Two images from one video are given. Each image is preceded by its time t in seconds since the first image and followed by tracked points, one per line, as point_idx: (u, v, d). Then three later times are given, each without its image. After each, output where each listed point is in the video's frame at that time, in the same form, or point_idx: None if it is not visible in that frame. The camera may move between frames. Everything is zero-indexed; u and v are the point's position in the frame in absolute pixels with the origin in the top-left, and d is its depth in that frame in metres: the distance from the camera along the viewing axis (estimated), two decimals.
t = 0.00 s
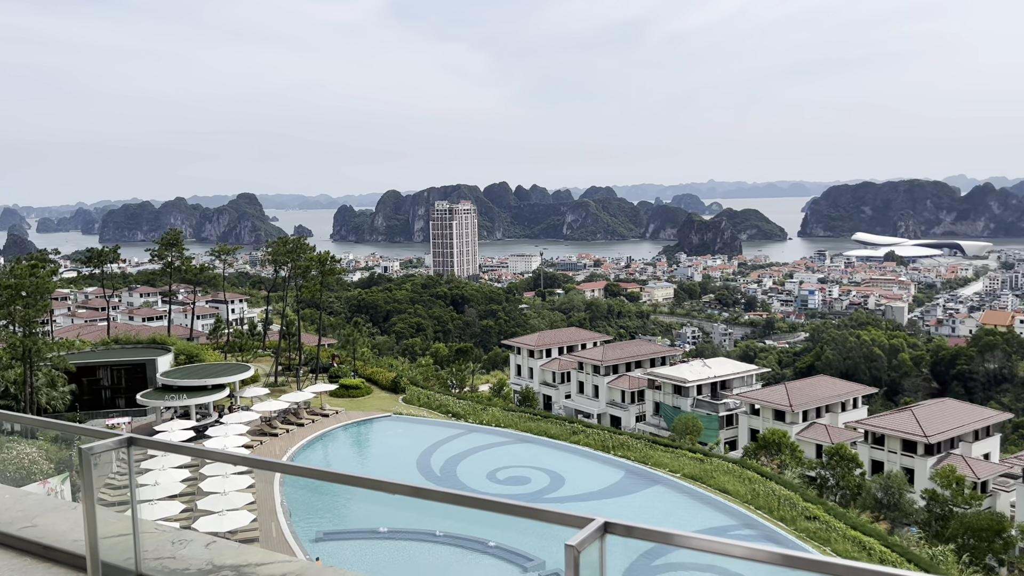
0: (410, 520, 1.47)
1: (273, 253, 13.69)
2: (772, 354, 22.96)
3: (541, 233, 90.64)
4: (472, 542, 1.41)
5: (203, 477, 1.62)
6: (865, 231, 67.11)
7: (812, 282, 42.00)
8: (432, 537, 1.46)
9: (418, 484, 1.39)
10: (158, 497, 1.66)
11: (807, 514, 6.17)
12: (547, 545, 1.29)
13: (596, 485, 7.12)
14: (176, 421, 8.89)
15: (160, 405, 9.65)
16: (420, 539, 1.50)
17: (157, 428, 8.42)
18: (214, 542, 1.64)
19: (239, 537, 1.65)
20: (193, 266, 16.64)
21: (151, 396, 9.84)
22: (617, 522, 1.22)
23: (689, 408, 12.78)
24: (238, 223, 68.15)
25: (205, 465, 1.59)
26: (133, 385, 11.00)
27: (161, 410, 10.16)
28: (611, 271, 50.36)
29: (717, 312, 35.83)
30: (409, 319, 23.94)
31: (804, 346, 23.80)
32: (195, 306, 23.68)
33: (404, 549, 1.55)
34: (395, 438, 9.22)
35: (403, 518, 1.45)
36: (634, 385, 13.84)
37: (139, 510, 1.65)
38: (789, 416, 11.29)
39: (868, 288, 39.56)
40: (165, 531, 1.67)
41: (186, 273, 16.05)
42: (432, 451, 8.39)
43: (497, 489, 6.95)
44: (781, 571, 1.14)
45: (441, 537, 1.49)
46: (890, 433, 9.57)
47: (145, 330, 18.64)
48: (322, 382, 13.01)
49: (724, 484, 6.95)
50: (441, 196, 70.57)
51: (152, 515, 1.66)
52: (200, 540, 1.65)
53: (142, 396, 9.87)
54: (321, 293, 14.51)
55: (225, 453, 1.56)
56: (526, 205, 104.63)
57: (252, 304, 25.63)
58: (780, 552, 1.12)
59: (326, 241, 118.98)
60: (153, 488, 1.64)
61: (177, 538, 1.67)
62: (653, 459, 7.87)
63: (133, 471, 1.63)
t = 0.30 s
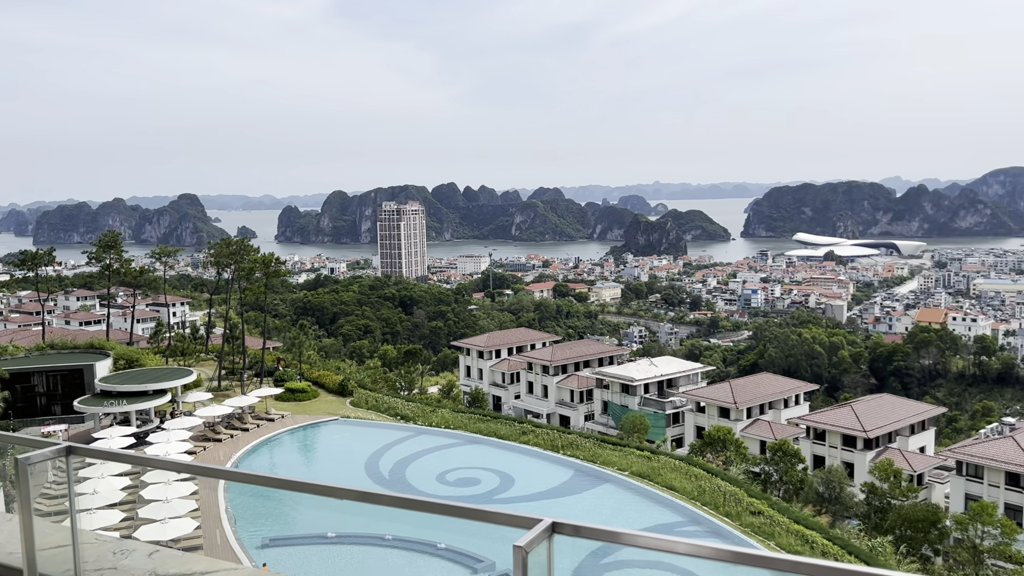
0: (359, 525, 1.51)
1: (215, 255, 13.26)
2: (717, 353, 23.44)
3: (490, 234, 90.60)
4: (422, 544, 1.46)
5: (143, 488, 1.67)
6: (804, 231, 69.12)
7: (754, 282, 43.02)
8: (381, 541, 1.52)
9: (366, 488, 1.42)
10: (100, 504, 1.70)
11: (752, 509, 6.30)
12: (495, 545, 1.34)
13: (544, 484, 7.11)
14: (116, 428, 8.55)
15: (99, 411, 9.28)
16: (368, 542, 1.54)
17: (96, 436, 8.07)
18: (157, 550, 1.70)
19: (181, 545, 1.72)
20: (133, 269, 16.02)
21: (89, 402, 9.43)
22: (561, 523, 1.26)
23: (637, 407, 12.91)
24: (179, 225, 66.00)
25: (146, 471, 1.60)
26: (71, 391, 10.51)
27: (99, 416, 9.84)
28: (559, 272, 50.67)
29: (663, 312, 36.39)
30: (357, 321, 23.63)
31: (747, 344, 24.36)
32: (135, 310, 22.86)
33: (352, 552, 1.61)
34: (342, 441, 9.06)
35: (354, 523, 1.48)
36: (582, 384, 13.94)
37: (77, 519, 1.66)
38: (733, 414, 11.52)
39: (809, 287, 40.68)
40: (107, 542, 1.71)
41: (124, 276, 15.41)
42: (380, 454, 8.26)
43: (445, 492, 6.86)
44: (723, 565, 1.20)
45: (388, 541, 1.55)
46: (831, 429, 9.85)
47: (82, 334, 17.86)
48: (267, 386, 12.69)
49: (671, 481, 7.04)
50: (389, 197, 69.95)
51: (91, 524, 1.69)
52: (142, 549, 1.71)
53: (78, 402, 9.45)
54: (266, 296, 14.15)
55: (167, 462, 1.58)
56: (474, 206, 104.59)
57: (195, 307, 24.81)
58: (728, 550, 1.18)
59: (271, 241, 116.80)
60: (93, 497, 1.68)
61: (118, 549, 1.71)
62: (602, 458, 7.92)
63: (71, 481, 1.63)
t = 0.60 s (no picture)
0: (306, 531, 1.61)
1: (155, 258, 12.75)
2: (663, 353, 23.81)
3: (438, 236, 90.19)
4: (370, 551, 1.53)
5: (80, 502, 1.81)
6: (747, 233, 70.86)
7: (699, 283, 43.86)
8: (330, 547, 1.60)
9: (314, 495, 1.51)
10: (33, 518, 1.81)
11: (698, 507, 6.38)
12: (444, 546, 1.40)
13: (494, 487, 7.06)
14: (51, 437, 8.17)
15: (34, 420, 8.85)
16: (314, 549, 1.65)
17: (30, 446, 7.70)
18: (96, 564, 1.77)
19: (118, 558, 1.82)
20: (68, 273, 15.30)
21: (23, 411, 8.98)
22: (509, 526, 1.33)
23: (586, 407, 12.99)
24: (116, 228, 63.57)
25: (84, 479, 1.68)
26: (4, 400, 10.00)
27: (34, 425, 9.40)
28: (508, 274, 50.70)
29: (611, 313, 36.80)
30: (302, 325, 23.20)
31: (693, 344, 24.81)
32: (71, 315, 21.93)
33: (297, 558, 1.71)
34: (289, 447, 8.84)
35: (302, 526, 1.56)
36: (532, 386, 13.97)
37: (13, 532, 1.79)
38: (680, 413, 11.69)
39: (753, 287, 41.69)
40: (45, 555, 1.81)
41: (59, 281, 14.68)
42: (328, 459, 8.10)
43: (394, 497, 6.76)
44: (668, 562, 1.26)
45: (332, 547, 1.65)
46: (774, 426, 10.09)
47: (13, 341, 16.99)
48: (211, 392, 12.32)
49: (619, 481, 7.09)
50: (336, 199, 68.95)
51: (27, 537, 1.81)
52: (82, 563, 1.78)
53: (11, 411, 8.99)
54: (210, 300, 13.70)
55: (108, 472, 1.66)
56: (422, 208, 103.96)
57: (135, 311, 23.88)
58: (674, 547, 1.24)
59: (213, 245, 113.86)
60: (30, 508, 1.79)
61: (56, 562, 1.81)
62: (550, 459, 7.93)
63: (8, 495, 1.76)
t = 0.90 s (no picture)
0: (250, 539, 1.61)
1: (94, 263, 12.36)
2: (612, 354, 24.08)
3: (386, 240, 89.35)
4: (322, 558, 1.54)
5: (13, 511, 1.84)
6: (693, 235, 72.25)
7: (647, 285, 44.54)
8: (277, 556, 1.61)
9: (259, 500, 1.51)
10: None
11: (647, 507, 6.43)
12: (399, 552, 1.41)
13: (443, 492, 6.95)
14: None
15: None
16: (263, 556, 1.65)
17: None
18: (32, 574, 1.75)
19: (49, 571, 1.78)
20: None
21: None
22: (457, 528, 1.34)
23: (536, 409, 13.02)
24: (51, 233, 60.94)
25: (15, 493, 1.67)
26: None
27: None
28: (457, 278, 50.54)
29: (561, 315, 37.00)
30: (248, 331, 22.68)
31: (641, 346, 25.14)
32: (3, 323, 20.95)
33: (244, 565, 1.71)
34: (236, 454, 8.60)
35: (247, 532, 1.56)
36: (482, 389, 13.94)
37: None
38: (629, 413, 11.81)
39: (699, 289, 42.54)
40: None
41: None
42: (276, 466, 7.89)
43: (343, 502, 6.63)
44: (625, 560, 1.29)
45: (285, 556, 1.66)
46: (721, 425, 10.28)
47: None
48: (153, 400, 11.90)
49: (570, 482, 7.11)
50: (282, 202, 67.66)
51: None
52: None
53: None
54: (151, 306, 13.23)
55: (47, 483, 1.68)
56: (371, 211, 103.07)
57: (72, 318, 22.91)
58: (629, 545, 1.27)
59: (155, 249, 110.57)
60: None
61: None
62: (501, 462, 7.90)
63: None
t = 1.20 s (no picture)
0: (194, 550, 1.57)
1: (30, 268, 11.74)
2: (564, 356, 24.21)
3: (336, 243, 88.14)
4: (271, 568, 1.51)
5: None
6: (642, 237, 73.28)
7: (598, 287, 44.96)
8: (224, 565, 1.58)
9: (204, 510, 1.48)
10: None
11: (600, 507, 6.48)
12: (342, 556, 1.39)
13: (395, 496, 6.82)
14: None
15: None
16: (211, 567, 1.61)
17: None
18: None
19: None
20: None
21: None
22: (403, 533, 1.33)
23: (489, 413, 12.99)
24: None
25: None
26: None
27: None
28: (408, 280, 50.12)
29: (513, 318, 37.01)
30: (193, 336, 22.07)
31: (592, 347, 25.37)
32: None
33: None
34: (182, 462, 8.32)
35: (191, 543, 1.52)
36: (434, 393, 13.84)
37: None
38: (581, 414, 11.89)
39: (648, 291, 43.16)
40: None
41: None
42: (224, 473, 7.66)
43: (293, 509, 6.44)
44: (567, 561, 1.29)
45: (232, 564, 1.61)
46: (671, 425, 10.43)
47: None
48: (94, 409, 11.44)
49: (522, 484, 7.11)
50: (228, 204, 66.06)
51: None
52: None
53: None
54: (92, 312, 12.71)
55: None
56: (320, 214, 101.59)
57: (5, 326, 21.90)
58: (573, 546, 1.28)
59: (93, 253, 106.78)
60: None
61: None
62: (454, 466, 7.85)
63: None
